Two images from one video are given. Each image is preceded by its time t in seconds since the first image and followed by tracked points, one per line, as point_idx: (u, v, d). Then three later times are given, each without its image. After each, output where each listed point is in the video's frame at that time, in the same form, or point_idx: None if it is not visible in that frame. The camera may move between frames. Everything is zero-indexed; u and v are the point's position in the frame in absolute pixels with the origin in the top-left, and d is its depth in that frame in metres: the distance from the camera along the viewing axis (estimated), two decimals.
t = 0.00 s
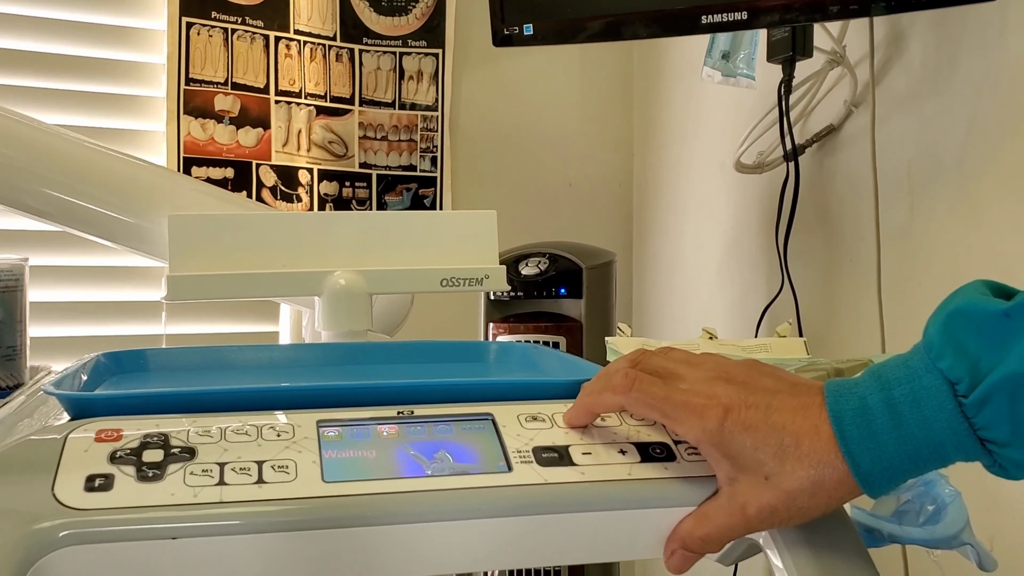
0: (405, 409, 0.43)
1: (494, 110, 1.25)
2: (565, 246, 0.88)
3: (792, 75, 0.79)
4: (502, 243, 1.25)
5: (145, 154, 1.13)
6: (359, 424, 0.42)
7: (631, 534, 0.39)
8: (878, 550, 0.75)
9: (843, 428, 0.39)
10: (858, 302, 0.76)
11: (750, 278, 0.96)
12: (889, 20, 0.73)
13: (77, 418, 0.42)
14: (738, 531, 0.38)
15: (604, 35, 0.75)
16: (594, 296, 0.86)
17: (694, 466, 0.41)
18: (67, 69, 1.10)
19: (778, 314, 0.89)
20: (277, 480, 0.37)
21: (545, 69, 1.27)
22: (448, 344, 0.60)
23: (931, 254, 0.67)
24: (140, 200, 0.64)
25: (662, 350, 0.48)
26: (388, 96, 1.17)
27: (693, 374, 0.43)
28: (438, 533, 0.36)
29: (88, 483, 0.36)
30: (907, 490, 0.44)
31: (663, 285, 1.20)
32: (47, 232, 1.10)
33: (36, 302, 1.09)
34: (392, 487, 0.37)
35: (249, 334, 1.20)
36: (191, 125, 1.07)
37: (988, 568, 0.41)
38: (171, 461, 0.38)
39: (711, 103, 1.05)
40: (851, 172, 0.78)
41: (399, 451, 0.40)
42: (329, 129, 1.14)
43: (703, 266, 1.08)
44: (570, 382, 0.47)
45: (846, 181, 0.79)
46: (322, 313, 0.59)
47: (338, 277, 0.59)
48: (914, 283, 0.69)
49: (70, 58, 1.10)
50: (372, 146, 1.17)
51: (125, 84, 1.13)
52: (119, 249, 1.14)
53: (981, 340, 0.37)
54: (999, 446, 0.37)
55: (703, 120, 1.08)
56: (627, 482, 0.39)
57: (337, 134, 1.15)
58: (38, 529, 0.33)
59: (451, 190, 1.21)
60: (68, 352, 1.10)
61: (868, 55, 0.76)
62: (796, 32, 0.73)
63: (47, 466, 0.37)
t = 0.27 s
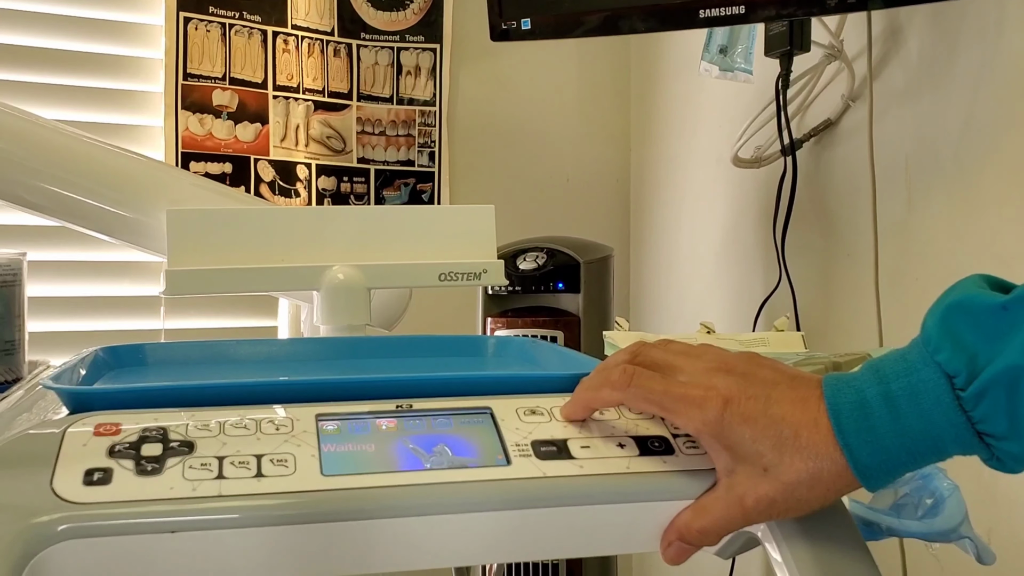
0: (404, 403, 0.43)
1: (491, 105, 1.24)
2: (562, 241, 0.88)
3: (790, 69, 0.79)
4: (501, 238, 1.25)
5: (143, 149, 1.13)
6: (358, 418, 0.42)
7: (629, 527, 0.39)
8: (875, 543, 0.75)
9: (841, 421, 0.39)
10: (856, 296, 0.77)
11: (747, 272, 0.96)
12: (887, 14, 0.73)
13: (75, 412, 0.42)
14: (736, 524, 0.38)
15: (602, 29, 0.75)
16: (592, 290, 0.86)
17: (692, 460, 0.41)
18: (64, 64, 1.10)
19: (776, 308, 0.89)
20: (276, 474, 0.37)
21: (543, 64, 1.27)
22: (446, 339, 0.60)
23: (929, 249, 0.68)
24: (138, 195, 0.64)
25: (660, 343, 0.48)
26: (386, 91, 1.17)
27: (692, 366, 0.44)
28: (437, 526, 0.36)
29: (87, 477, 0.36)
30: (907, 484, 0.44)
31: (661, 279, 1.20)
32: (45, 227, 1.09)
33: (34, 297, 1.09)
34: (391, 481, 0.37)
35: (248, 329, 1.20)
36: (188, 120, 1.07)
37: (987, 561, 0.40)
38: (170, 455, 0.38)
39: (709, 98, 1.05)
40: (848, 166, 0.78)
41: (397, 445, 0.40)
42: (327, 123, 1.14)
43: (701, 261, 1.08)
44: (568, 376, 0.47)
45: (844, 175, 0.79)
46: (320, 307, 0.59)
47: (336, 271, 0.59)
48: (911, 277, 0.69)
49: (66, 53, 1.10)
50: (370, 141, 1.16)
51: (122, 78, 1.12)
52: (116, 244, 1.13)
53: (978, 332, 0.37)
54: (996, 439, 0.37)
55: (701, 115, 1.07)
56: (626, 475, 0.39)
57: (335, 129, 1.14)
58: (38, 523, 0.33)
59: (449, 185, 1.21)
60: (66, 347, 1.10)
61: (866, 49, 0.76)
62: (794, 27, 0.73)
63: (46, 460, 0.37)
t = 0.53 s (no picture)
0: (403, 404, 0.43)
1: (490, 105, 1.25)
2: (561, 241, 0.88)
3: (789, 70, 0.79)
4: (499, 238, 1.25)
5: (141, 149, 1.13)
6: (356, 419, 0.42)
7: (627, 527, 0.39)
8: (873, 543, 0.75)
9: (839, 422, 0.39)
10: (854, 296, 0.77)
11: (746, 272, 0.96)
12: (885, 15, 0.73)
13: (74, 413, 0.42)
14: (734, 524, 0.38)
15: (601, 30, 0.75)
16: (591, 291, 0.86)
17: (691, 460, 0.41)
18: (62, 64, 1.10)
19: (775, 309, 0.89)
20: (275, 475, 0.37)
21: (542, 65, 1.27)
22: (445, 339, 0.60)
23: (927, 249, 0.68)
24: (137, 195, 0.64)
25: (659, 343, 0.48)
26: (385, 91, 1.17)
27: (692, 366, 0.44)
28: (436, 526, 0.36)
29: (86, 477, 0.36)
30: (902, 484, 0.44)
31: (660, 280, 1.20)
32: (44, 227, 1.09)
33: (32, 297, 1.09)
34: (389, 481, 0.37)
35: (247, 329, 1.20)
36: (187, 120, 1.07)
37: (984, 561, 0.40)
38: (168, 455, 0.38)
39: (707, 99, 1.05)
40: (847, 167, 0.78)
41: (396, 445, 0.40)
42: (326, 124, 1.14)
43: (700, 261, 1.08)
44: (567, 376, 0.47)
45: (842, 176, 0.79)
46: (319, 307, 0.59)
47: (335, 272, 0.59)
48: (909, 278, 0.70)
49: (65, 53, 1.10)
50: (369, 141, 1.16)
51: (121, 79, 1.12)
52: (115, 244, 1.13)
53: (973, 336, 0.38)
54: (993, 441, 0.37)
55: (699, 115, 1.08)
56: (624, 475, 0.39)
57: (334, 129, 1.14)
58: (36, 523, 0.33)
59: (448, 185, 1.21)
60: (65, 348, 1.10)
61: (864, 50, 0.76)
62: (793, 28, 0.73)
63: (44, 460, 0.37)
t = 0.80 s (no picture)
0: (402, 403, 0.43)
1: (490, 105, 1.25)
2: (561, 241, 0.88)
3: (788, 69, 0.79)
4: (499, 238, 1.25)
5: (141, 149, 1.13)
6: (356, 417, 0.42)
7: (628, 526, 0.39)
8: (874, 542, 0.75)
9: (841, 421, 0.39)
10: (854, 295, 0.77)
11: (745, 271, 0.96)
12: (885, 14, 0.73)
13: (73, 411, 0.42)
14: (735, 523, 0.38)
15: (600, 29, 0.75)
16: (591, 290, 0.86)
17: (691, 459, 0.41)
18: (62, 64, 1.10)
19: (774, 308, 0.89)
20: (274, 473, 0.37)
21: (542, 64, 1.27)
22: (445, 338, 0.60)
23: (927, 248, 0.68)
24: (136, 194, 0.64)
25: (660, 342, 0.48)
26: (384, 91, 1.17)
27: (694, 364, 0.44)
28: (436, 525, 0.36)
29: (85, 476, 0.36)
30: (903, 483, 0.44)
31: (659, 279, 1.20)
32: (43, 227, 1.09)
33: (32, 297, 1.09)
34: (389, 480, 0.37)
35: (246, 329, 1.20)
36: (186, 120, 1.07)
37: (985, 560, 0.41)
38: (168, 454, 0.37)
39: (707, 98, 1.05)
40: (847, 166, 0.78)
41: (396, 444, 0.40)
42: (326, 124, 1.14)
43: (699, 261, 1.08)
44: (568, 375, 0.47)
45: (842, 175, 0.79)
46: (319, 306, 0.59)
47: (335, 271, 0.59)
48: (909, 276, 0.70)
49: (65, 53, 1.10)
50: (368, 141, 1.16)
51: (120, 78, 1.12)
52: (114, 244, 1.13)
53: (976, 334, 0.38)
54: (995, 440, 0.37)
55: (699, 115, 1.08)
56: (624, 474, 0.39)
57: (334, 129, 1.14)
58: (35, 522, 0.33)
59: (447, 185, 1.21)
60: (64, 348, 1.10)
61: (864, 49, 0.76)
62: (793, 26, 0.73)
63: (43, 459, 0.37)
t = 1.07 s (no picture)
0: (400, 404, 0.43)
1: (488, 105, 1.24)
2: (558, 241, 0.88)
3: (785, 70, 0.80)
4: (497, 238, 1.25)
5: (138, 149, 1.13)
6: (353, 418, 0.42)
7: (625, 527, 0.39)
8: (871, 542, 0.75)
9: (839, 423, 0.39)
10: (851, 296, 0.77)
11: (743, 272, 0.96)
12: (882, 15, 0.74)
13: (69, 412, 0.42)
14: (733, 524, 0.38)
15: (598, 29, 0.75)
16: (588, 290, 0.86)
17: (689, 460, 0.41)
18: (58, 63, 1.09)
19: (772, 308, 0.89)
20: (272, 474, 0.37)
21: (539, 65, 1.27)
22: (442, 339, 0.60)
23: (925, 249, 0.68)
24: (132, 194, 0.64)
25: (656, 343, 0.48)
26: (382, 91, 1.17)
27: (691, 366, 0.44)
28: (435, 526, 0.36)
29: (82, 477, 0.36)
30: (901, 484, 0.44)
31: (657, 279, 1.20)
32: (39, 227, 1.09)
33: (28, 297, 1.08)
34: (387, 481, 0.37)
35: (243, 329, 1.19)
36: (184, 120, 1.07)
37: (983, 562, 0.40)
38: (165, 455, 0.37)
39: (704, 98, 1.05)
40: (844, 166, 0.78)
41: (393, 445, 0.40)
42: (323, 124, 1.14)
43: (696, 261, 1.08)
44: (566, 376, 0.47)
45: (839, 176, 0.79)
46: (316, 307, 0.59)
47: (333, 271, 0.59)
48: (906, 277, 0.70)
49: (61, 52, 1.09)
50: (366, 141, 1.16)
51: (117, 78, 1.12)
52: (111, 244, 1.13)
53: (975, 336, 0.38)
54: (994, 442, 0.38)
55: (696, 115, 1.08)
56: (622, 475, 0.39)
57: (331, 129, 1.14)
58: (32, 523, 0.33)
59: (445, 185, 1.21)
60: (61, 348, 1.09)
61: (861, 49, 0.76)
62: (790, 27, 0.73)
63: (40, 461, 0.37)
